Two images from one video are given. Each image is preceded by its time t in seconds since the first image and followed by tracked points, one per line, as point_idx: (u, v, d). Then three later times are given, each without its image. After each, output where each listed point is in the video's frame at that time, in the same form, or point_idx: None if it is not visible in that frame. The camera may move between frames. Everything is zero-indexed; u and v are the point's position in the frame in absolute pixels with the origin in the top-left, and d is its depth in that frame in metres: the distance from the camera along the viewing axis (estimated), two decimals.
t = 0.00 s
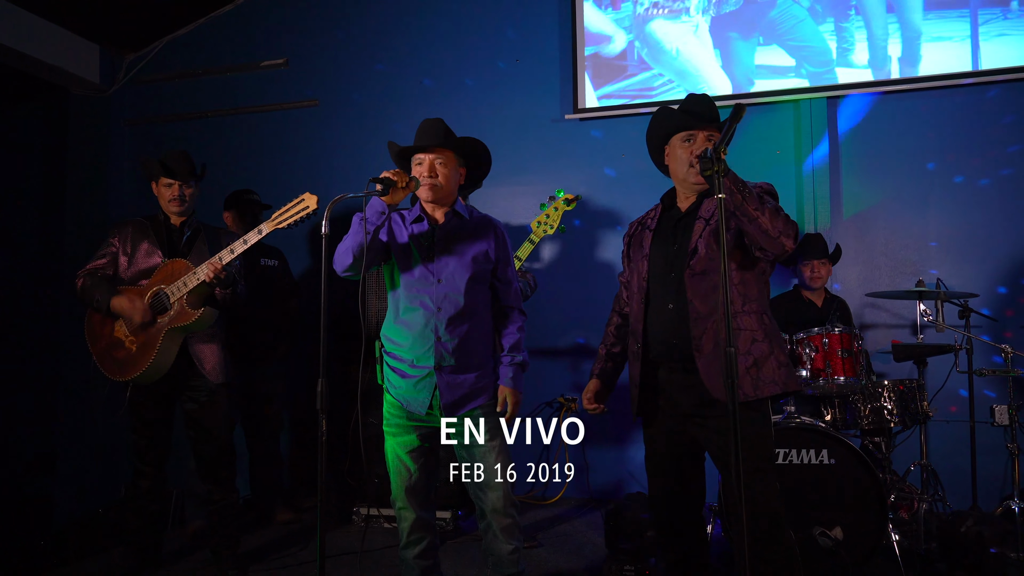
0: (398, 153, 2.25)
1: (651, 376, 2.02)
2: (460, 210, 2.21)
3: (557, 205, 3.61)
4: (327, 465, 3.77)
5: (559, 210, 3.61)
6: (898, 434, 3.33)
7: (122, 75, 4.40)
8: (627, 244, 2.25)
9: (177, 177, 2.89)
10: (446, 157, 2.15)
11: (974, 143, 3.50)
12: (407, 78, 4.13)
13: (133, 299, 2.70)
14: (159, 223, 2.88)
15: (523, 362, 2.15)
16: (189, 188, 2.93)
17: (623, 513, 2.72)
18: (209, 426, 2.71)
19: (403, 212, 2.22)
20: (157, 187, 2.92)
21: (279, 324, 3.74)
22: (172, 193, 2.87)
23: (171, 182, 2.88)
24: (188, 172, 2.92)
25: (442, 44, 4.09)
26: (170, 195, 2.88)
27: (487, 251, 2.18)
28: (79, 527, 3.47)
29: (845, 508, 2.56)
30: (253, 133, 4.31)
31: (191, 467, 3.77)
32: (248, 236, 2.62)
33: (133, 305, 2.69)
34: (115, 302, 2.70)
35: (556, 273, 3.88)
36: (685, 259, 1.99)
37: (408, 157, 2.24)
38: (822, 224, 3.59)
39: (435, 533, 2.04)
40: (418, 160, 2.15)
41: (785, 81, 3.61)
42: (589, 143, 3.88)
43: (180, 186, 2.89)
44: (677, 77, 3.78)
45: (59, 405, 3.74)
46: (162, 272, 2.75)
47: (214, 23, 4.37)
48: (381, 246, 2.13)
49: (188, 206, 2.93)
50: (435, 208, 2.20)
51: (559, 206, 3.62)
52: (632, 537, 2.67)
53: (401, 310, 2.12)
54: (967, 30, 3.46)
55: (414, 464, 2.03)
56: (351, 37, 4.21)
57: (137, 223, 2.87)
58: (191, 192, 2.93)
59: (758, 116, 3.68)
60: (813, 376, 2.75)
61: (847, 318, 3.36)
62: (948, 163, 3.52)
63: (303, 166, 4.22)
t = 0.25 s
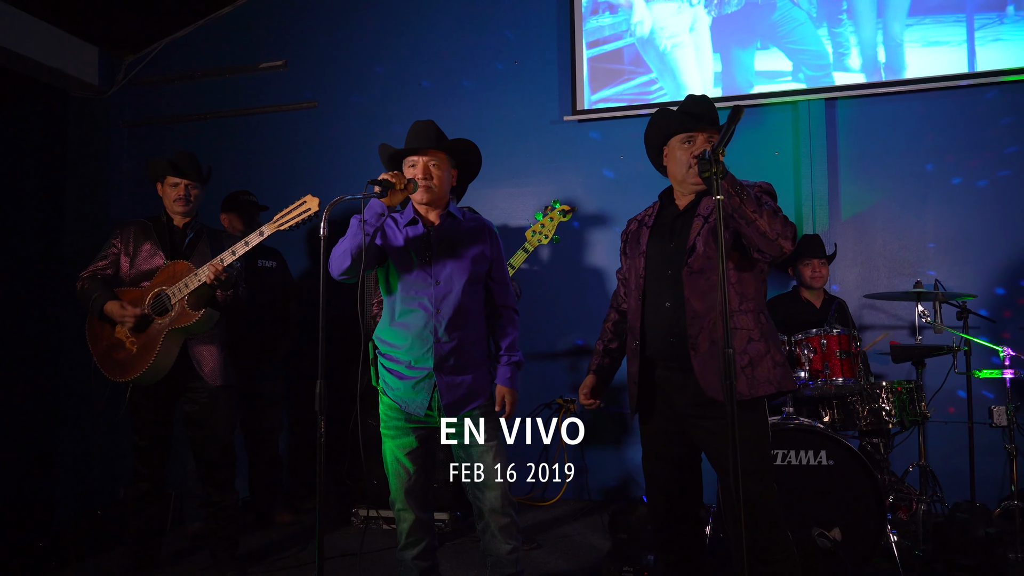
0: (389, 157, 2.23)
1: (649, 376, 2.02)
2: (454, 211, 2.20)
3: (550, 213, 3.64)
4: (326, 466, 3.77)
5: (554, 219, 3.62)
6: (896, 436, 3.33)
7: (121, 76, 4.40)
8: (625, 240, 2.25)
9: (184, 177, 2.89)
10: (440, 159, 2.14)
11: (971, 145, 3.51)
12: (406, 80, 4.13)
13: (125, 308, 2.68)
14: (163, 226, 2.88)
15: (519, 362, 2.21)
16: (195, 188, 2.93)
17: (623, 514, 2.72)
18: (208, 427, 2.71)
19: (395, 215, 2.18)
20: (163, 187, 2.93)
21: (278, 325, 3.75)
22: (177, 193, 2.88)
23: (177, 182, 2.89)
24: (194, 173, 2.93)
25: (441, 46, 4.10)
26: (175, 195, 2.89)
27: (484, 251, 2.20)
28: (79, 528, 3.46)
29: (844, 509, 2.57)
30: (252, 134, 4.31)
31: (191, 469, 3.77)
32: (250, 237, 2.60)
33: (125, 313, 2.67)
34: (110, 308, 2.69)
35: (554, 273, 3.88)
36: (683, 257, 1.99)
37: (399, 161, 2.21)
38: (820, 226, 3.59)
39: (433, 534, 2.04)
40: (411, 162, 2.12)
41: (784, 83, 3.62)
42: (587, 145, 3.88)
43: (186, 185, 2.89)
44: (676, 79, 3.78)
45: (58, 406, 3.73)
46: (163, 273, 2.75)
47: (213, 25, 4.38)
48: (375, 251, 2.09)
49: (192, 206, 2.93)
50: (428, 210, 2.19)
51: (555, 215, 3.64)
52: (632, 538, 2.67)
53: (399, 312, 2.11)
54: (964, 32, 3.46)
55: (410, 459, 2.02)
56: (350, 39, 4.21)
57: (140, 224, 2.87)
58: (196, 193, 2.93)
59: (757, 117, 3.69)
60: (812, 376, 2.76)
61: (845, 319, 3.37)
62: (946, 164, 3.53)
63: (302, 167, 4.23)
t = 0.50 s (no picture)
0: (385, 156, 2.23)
1: (648, 377, 2.02)
2: (451, 212, 2.22)
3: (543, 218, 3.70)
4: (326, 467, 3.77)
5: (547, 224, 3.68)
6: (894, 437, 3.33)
7: (120, 77, 4.40)
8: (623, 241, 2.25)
9: (186, 176, 2.92)
10: (435, 158, 2.15)
11: (969, 146, 3.52)
12: (405, 81, 4.14)
13: (128, 308, 2.66)
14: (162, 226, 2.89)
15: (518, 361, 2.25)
16: (196, 187, 2.96)
17: (622, 516, 2.72)
18: (207, 428, 2.71)
19: (393, 216, 2.17)
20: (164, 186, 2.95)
21: (278, 325, 3.75)
22: (178, 190, 2.90)
23: (178, 181, 2.91)
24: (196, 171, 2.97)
25: (440, 47, 4.10)
26: (176, 193, 2.91)
27: (482, 252, 2.23)
28: (78, 530, 3.46)
29: (843, 509, 2.57)
30: (252, 135, 4.31)
31: (190, 470, 3.77)
32: (249, 239, 2.58)
33: (129, 312, 2.65)
34: (112, 305, 2.68)
35: (553, 275, 3.89)
36: (681, 258, 1.99)
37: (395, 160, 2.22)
38: (820, 227, 3.60)
39: (433, 535, 2.04)
40: (407, 162, 2.14)
41: (783, 85, 3.63)
42: (586, 146, 3.89)
43: (188, 184, 2.92)
44: (675, 80, 3.79)
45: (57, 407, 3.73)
46: (162, 274, 2.75)
47: (213, 26, 4.38)
48: (374, 253, 2.08)
49: (193, 203, 2.95)
50: (425, 211, 2.18)
51: (548, 219, 3.70)
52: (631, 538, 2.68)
53: (400, 313, 2.11)
54: (963, 34, 3.47)
55: (411, 460, 2.03)
56: (350, 41, 4.21)
57: (140, 226, 2.88)
58: (197, 191, 2.95)
59: (756, 118, 3.69)
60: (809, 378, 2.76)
61: (843, 320, 3.39)
62: (944, 165, 3.53)
63: (301, 169, 4.23)
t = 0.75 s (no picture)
0: (389, 152, 2.28)
1: (649, 377, 2.02)
2: (451, 212, 2.22)
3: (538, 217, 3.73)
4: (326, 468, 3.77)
5: (544, 221, 3.71)
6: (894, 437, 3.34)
7: (121, 78, 4.41)
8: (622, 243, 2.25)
9: (182, 174, 2.92)
10: (435, 158, 2.14)
11: (970, 147, 3.52)
12: (406, 82, 4.14)
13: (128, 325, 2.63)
14: (160, 224, 2.89)
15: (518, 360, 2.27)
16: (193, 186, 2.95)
17: (622, 517, 2.72)
18: (207, 428, 2.71)
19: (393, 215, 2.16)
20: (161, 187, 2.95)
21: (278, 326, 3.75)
22: (176, 189, 2.89)
23: (176, 180, 2.90)
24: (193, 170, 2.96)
25: (440, 48, 4.11)
26: (174, 191, 2.89)
27: (483, 252, 2.24)
28: (77, 530, 3.46)
29: (844, 509, 2.57)
30: (252, 136, 4.31)
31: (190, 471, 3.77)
32: (245, 238, 2.60)
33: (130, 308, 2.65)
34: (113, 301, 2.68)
35: (553, 275, 3.89)
36: (681, 259, 1.99)
37: (399, 155, 2.26)
38: (820, 228, 3.60)
39: (433, 535, 2.04)
40: (407, 161, 2.12)
41: (783, 85, 3.63)
42: (586, 147, 3.89)
43: (184, 182, 2.91)
44: (675, 81, 3.79)
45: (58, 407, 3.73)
46: (160, 275, 2.76)
47: (213, 27, 4.38)
48: (377, 250, 2.10)
49: (191, 201, 2.94)
50: (427, 211, 2.18)
51: (545, 218, 3.72)
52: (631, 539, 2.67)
53: (401, 313, 2.11)
54: (963, 35, 3.47)
55: (411, 460, 2.03)
56: (350, 42, 4.22)
57: (138, 227, 2.89)
58: (194, 188, 2.95)
59: (756, 119, 3.70)
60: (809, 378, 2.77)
61: (843, 320, 3.39)
62: (945, 166, 3.54)
63: (301, 169, 4.23)
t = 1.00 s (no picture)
0: (391, 149, 2.28)
1: (648, 376, 2.02)
2: (452, 210, 2.22)
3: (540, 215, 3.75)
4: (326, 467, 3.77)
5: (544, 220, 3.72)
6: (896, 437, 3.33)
7: (121, 76, 4.41)
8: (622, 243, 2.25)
9: (177, 172, 2.92)
10: (438, 157, 2.15)
11: (971, 145, 3.51)
12: (406, 80, 4.14)
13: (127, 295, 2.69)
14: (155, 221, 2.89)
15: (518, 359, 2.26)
16: (189, 183, 2.95)
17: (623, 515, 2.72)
18: (207, 426, 2.71)
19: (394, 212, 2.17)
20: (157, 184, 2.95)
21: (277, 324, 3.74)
22: (172, 186, 2.88)
23: (171, 177, 2.90)
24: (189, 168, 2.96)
25: (441, 47, 4.10)
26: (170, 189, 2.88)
27: (483, 250, 2.23)
28: (77, 529, 3.46)
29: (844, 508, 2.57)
30: (252, 134, 4.31)
31: (190, 469, 3.77)
32: (240, 232, 2.64)
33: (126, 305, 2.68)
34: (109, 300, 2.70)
35: (553, 274, 3.88)
36: (681, 257, 1.98)
37: (401, 151, 2.26)
38: (820, 227, 3.59)
39: (433, 534, 2.04)
40: (408, 159, 2.12)
41: (783, 83, 3.62)
42: (586, 145, 3.89)
43: (180, 179, 2.90)
44: (675, 79, 3.78)
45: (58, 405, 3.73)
46: (157, 271, 2.75)
47: (213, 25, 4.38)
48: (377, 247, 2.10)
49: (188, 198, 2.93)
50: (428, 208, 2.18)
51: (546, 216, 3.73)
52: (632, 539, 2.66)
53: (402, 311, 2.10)
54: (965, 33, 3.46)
55: (410, 457, 2.03)
56: (350, 40, 4.21)
57: (135, 225, 2.89)
58: (190, 185, 2.94)
59: (756, 117, 3.69)
60: (811, 377, 2.76)
61: (844, 319, 3.38)
62: (945, 165, 3.53)
63: (301, 168, 4.23)
